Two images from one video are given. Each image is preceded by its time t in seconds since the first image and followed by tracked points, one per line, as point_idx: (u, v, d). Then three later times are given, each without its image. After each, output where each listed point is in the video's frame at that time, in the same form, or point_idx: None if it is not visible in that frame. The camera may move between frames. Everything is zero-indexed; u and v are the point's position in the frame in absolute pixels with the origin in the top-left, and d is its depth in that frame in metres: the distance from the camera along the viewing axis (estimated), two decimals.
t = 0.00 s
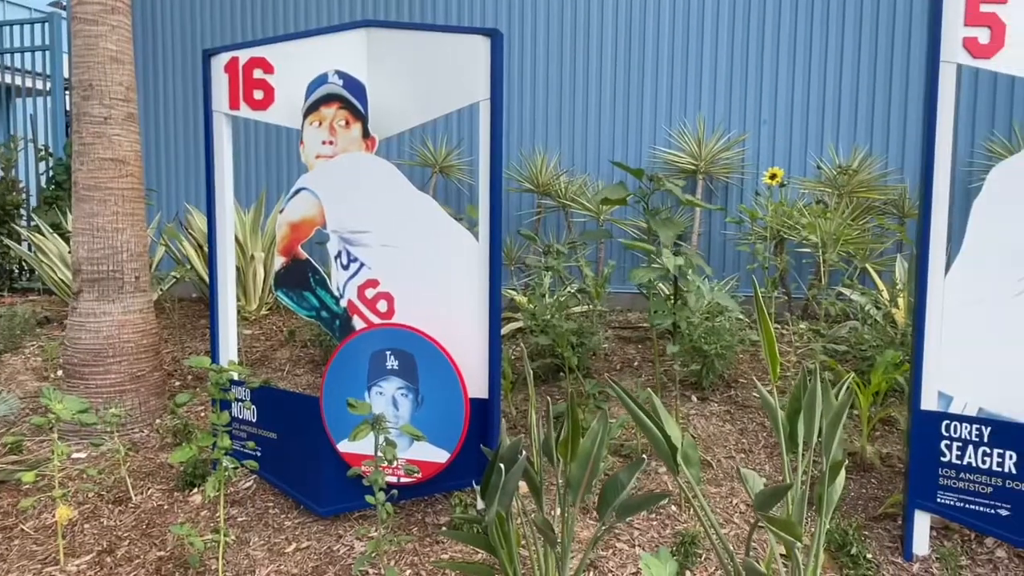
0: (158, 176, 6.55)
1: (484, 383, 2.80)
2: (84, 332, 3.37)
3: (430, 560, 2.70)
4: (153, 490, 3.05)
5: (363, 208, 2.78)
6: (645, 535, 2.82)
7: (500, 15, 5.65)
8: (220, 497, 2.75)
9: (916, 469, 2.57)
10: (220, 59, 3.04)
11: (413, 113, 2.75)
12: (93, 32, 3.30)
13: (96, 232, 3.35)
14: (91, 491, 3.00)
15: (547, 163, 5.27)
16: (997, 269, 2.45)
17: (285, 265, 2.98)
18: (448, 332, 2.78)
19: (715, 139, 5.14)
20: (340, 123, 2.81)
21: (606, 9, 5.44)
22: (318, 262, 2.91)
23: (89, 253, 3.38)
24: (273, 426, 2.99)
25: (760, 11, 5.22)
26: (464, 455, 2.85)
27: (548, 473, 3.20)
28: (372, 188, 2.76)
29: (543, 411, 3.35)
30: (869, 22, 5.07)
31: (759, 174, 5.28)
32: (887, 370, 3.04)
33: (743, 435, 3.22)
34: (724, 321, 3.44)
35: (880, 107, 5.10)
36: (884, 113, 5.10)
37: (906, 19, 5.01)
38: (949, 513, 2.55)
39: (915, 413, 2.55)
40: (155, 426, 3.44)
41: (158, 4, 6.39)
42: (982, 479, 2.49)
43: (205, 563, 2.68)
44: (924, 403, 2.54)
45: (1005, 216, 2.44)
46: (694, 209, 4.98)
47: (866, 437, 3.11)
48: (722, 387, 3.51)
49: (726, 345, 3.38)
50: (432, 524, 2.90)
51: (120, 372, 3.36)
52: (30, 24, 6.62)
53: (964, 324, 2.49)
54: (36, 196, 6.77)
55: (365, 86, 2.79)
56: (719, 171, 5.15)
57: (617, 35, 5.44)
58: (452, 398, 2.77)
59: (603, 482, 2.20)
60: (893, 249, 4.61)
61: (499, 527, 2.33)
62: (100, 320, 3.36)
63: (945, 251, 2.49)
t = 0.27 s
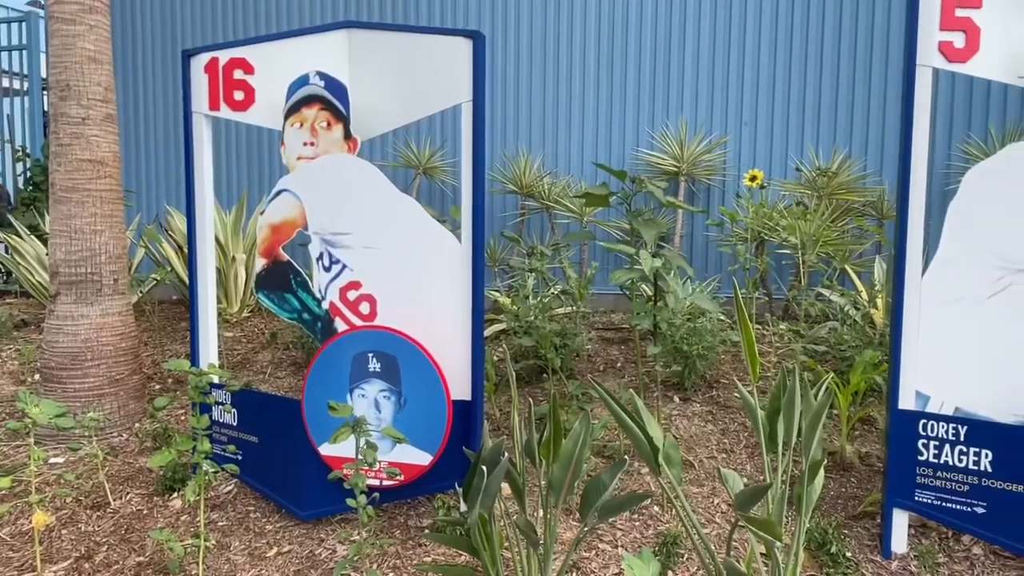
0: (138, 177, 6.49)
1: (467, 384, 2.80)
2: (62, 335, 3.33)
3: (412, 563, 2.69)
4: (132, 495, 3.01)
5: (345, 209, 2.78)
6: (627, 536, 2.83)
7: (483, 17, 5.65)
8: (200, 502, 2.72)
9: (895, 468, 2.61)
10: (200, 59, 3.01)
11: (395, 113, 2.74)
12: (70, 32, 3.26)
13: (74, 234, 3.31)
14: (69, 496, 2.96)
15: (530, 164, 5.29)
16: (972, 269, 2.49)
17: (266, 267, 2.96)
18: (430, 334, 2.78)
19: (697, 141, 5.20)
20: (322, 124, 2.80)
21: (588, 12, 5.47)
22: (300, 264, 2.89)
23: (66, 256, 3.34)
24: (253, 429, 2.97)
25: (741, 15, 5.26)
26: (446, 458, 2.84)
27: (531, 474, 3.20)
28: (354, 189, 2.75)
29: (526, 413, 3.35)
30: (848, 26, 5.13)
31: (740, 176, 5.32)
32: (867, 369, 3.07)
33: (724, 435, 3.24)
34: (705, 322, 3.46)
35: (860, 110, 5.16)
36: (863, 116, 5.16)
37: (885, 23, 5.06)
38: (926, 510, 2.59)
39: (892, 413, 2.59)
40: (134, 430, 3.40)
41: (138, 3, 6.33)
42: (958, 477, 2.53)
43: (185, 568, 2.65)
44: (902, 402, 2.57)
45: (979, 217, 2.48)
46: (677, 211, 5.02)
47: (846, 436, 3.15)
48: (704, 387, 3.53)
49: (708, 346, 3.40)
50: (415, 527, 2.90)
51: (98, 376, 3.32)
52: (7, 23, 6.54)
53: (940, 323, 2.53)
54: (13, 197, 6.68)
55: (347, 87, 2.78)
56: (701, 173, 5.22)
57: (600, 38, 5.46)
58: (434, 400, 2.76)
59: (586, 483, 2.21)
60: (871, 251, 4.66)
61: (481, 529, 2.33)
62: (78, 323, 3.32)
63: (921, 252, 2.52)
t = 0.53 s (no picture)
0: (116, 177, 6.42)
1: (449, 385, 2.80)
2: (38, 338, 3.28)
3: (394, 566, 2.68)
4: (109, 499, 2.97)
5: (325, 211, 2.76)
6: (609, 536, 2.84)
7: (465, 18, 5.65)
8: (178, 506, 2.70)
9: (872, 467, 2.64)
10: (178, 59, 2.99)
11: (377, 113, 2.73)
12: (46, 30, 3.22)
13: (50, 235, 3.27)
14: (45, 501, 2.92)
15: (513, 166, 5.30)
16: (947, 269, 2.53)
17: (245, 268, 2.94)
18: (412, 335, 2.77)
19: (679, 142, 5.27)
20: (302, 124, 2.78)
21: (570, 14, 5.49)
22: (281, 265, 2.87)
23: (42, 257, 3.29)
24: (233, 432, 2.95)
25: (721, 18, 5.31)
26: (428, 459, 2.84)
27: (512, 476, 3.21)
28: (335, 189, 2.74)
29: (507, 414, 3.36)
30: (827, 29, 5.18)
31: (721, 178, 5.35)
32: (844, 369, 3.11)
33: (705, 435, 3.26)
34: (686, 322, 3.48)
35: (838, 113, 5.21)
36: (842, 118, 5.21)
37: (863, 27, 5.12)
38: (903, 508, 2.62)
39: (870, 413, 2.62)
40: (111, 433, 3.36)
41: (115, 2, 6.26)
42: (934, 475, 2.56)
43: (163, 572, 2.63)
44: (879, 401, 2.60)
45: (955, 217, 2.52)
46: (658, 212, 5.05)
47: (825, 436, 3.18)
48: (685, 387, 3.56)
49: (688, 347, 3.42)
50: (397, 529, 2.89)
51: (75, 379, 3.28)
52: None
53: (917, 323, 2.56)
54: None
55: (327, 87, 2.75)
56: (683, 174, 5.29)
57: (582, 40, 5.48)
58: (416, 401, 2.76)
59: (567, 483, 2.22)
60: (849, 252, 4.71)
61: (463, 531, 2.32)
62: (54, 325, 3.28)
63: (897, 252, 2.56)
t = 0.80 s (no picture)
0: (90, 176, 6.33)
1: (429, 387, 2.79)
2: (10, 340, 3.23)
3: (374, 568, 2.67)
4: (84, 503, 2.94)
5: (305, 211, 2.75)
6: (589, 536, 2.85)
7: (446, 19, 5.65)
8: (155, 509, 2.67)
9: (848, 466, 2.67)
10: (156, 58, 2.96)
11: (357, 113, 2.72)
12: (20, 28, 3.17)
13: (24, 235, 3.21)
14: (18, 505, 2.88)
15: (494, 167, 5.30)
16: (922, 270, 2.57)
17: (223, 269, 2.92)
18: (392, 337, 2.77)
19: (659, 145, 5.32)
20: (281, 124, 2.77)
21: (551, 16, 5.50)
22: (260, 266, 2.85)
23: (15, 258, 3.23)
24: (210, 434, 2.93)
25: (700, 21, 5.34)
26: (408, 461, 2.83)
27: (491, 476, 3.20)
28: (315, 190, 2.73)
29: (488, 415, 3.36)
30: (805, 33, 5.23)
31: (701, 179, 5.38)
32: (821, 369, 3.14)
33: (685, 435, 3.28)
34: (666, 323, 3.50)
35: (816, 116, 5.26)
36: (819, 121, 5.26)
37: (840, 31, 5.18)
38: (878, 506, 2.65)
39: (846, 413, 2.65)
40: (86, 437, 3.32)
41: None
42: (908, 473, 2.60)
43: None
44: (854, 401, 2.64)
45: (929, 219, 2.55)
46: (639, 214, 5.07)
47: (802, 435, 3.21)
48: (665, 387, 3.57)
49: (669, 347, 3.44)
50: (376, 531, 2.87)
51: (49, 382, 3.23)
52: None
53: (891, 324, 2.60)
54: None
55: (307, 88, 2.74)
56: (663, 176, 5.30)
57: (563, 42, 5.50)
58: (396, 402, 2.75)
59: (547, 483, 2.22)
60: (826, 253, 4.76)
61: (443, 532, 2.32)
62: (28, 327, 3.22)
63: (873, 254, 2.60)
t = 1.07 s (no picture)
0: (62, 175, 6.24)
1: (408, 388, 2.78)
2: None
3: (352, 570, 2.66)
4: (57, 507, 2.90)
5: (282, 212, 2.74)
6: (569, 536, 2.85)
7: (426, 18, 5.63)
8: (129, 513, 2.64)
9: (824, 464, 2.70)
10: (130, 55, 2.92)
11: (337, 112, 2.70)
12: None
13: None
14: None
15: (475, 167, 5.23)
16: (895, 271, 2.61)
17: (199, 269, 2.89)
18: (371, 338, 2.75)
19: (639, 145, 5.27)
20: (258, 123, 2.74)
21: (532, 17, 5.50)
22: (237, 266, 2.83)
23: None
24: (186, 437, 2.90)
25: (680, 23, 5.37)
26: (387, 463, 2.82)
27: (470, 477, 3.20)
28: (293, 190, 2.71)
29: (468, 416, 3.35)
30: (783, 36, 5.28)
31: (680, 180, 5.42)
32: (797, 368, 3.18)
33: (664, 434, 3.30)
34: (646, 324, 3.52)
35: (793, 118, 5.31)
36: (796, 123, 5.31)
37: (817, 35, 5.24)
38: (853, 504, 2.69)
39: (821, 412, 2.68)
40: (60, 439, 3.28)
41: None
42: (883, 471, 2.64)
43: None
44: (830, 400, 2.67)
45: (902, 221, 2.59)
46: (619, 215, 5.08)
47: (780, 434, 3.24)
48: (645, 387, 3.59)
49: (648, 347, 3.46)
50: (355, 533, 2.86)
51: (21, 384, 3.18)
52: None
53: (865, 323, 2.64)
54: None
55: (285, 87, 2.72)
56: (643, 177, 5.29)
57: (543, 43, 5.50)
58: (375, 402, 2.74)
59: (526, 483, 2.23)
60: (803, 254, 4.80)
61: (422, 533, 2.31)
62: None
63: (847, 254, 2.63)
